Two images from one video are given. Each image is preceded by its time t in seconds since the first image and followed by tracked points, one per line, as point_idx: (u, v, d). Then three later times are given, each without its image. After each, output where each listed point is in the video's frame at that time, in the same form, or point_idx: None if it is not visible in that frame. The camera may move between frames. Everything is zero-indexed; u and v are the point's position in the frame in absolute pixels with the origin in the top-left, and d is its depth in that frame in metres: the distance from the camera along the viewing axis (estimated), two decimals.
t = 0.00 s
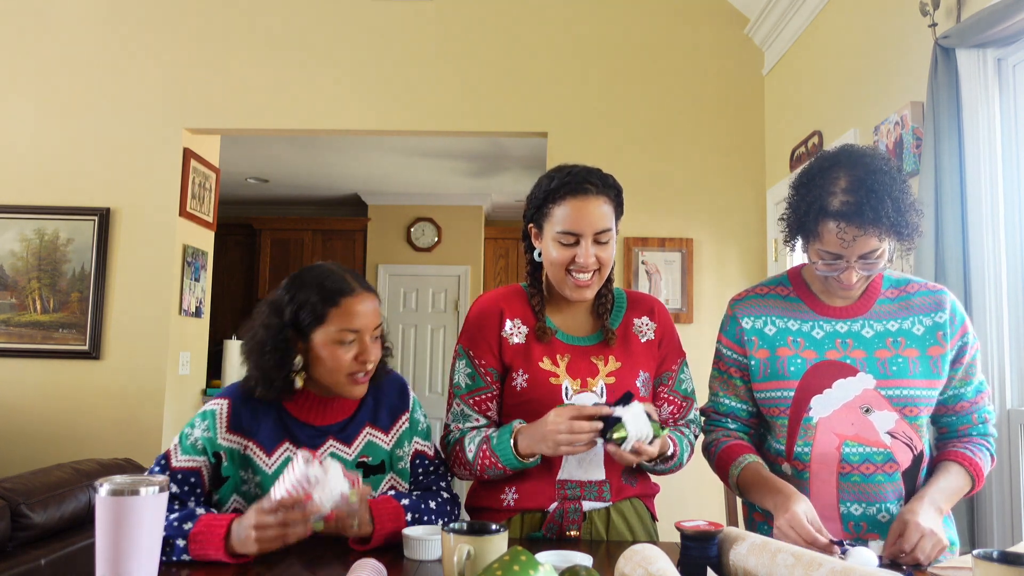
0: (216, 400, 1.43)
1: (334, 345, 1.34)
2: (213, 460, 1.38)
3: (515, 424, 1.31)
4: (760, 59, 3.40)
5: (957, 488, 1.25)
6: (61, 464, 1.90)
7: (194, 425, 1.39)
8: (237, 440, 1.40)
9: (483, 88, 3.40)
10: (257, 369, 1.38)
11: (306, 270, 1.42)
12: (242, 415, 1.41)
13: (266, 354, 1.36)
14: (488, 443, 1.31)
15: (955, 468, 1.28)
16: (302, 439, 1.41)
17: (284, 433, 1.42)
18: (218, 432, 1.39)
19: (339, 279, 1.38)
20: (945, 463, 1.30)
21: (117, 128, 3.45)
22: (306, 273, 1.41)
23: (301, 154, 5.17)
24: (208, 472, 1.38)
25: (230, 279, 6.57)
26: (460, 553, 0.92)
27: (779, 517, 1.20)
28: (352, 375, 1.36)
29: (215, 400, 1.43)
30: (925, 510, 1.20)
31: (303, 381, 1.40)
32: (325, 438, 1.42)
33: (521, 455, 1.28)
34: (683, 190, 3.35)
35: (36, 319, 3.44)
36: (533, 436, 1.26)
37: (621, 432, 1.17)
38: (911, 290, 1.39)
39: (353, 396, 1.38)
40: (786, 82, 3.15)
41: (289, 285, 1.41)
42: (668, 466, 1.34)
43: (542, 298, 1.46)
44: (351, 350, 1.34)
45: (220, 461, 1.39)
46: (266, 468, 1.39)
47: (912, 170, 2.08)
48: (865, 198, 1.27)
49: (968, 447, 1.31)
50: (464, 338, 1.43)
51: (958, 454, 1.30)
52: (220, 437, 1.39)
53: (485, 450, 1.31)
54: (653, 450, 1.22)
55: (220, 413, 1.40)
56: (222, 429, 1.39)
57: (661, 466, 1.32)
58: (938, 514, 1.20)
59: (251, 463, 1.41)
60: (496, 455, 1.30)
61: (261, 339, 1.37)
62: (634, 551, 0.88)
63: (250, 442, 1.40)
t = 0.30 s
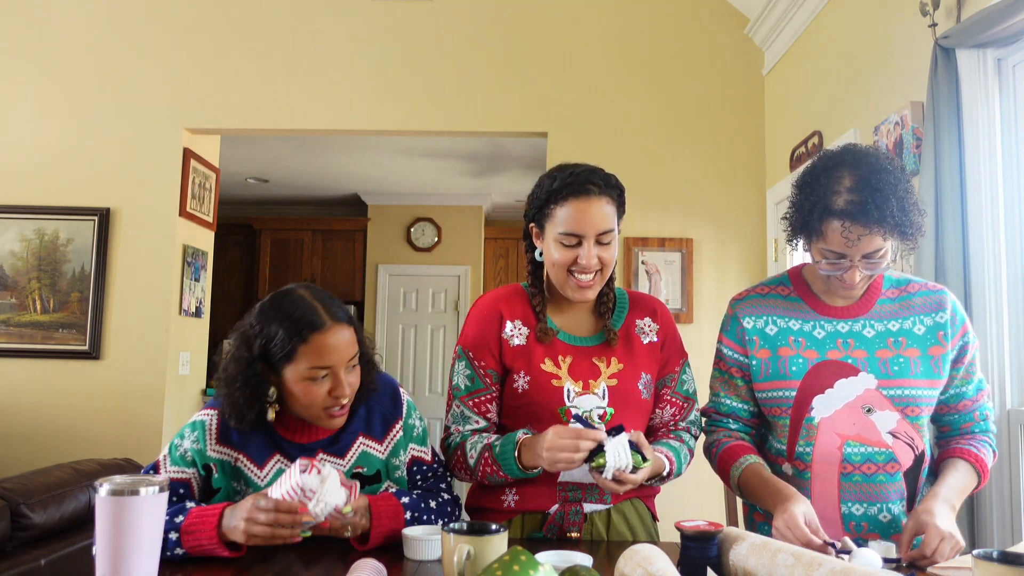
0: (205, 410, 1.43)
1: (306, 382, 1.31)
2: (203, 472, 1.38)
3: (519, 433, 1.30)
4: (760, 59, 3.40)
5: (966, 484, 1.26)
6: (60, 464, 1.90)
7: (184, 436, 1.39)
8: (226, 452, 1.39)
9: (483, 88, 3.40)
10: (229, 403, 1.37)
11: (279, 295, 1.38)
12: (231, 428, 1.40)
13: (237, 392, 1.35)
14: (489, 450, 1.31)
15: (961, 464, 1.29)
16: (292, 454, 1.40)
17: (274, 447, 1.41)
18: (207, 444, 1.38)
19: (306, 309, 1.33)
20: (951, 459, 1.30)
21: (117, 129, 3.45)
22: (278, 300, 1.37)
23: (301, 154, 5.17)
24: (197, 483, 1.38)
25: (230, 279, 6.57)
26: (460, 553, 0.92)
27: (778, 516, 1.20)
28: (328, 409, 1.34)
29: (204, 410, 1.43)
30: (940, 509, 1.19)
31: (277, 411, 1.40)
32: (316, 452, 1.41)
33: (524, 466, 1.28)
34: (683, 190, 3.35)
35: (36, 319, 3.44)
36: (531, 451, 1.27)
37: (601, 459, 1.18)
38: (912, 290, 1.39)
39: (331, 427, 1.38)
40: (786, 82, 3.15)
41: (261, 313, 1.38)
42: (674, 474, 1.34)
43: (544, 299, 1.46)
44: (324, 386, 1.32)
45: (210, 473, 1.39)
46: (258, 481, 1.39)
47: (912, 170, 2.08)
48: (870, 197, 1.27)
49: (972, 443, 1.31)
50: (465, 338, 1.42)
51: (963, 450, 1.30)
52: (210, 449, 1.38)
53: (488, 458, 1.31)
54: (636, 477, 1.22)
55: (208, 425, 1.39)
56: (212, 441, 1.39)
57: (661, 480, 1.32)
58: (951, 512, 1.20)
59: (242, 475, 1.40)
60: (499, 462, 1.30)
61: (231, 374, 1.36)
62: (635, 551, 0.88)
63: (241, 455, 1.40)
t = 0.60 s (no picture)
0: (206, 407, 1.43)
1: (306, 378, 1.32)
2: (204, 470, 1.38)
3: (516, 434, 1.30)
4: (761, 59, 3.40)
5: (966, 476, 1.25)
6: (60, 464, 1.91)
7: (185, 434, 1.39)
8: (227, 449, 1.39)
9: (483, 88, 3.40)
10: (230, 399, 1.38)
11: (278, 293, 1.39)
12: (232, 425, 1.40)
13: (237, 389, 1.36)
14: (488, 451, 1.31)
15: (961, 458, 1.28)
16: (293, 451, 1.40)
17: (275, 445, 1.41)
18: (208, 441, 1.39)
19: (305, 305, 1.34)
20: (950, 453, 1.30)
21: (117, 129, 3.45)
22: (277, 297, 1.38)
23: (301, 154, 5.17)
24: (198, 481, 1.38)
25: (230, 279, 6.57)
26: (460, 554, 0.92)
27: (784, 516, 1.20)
28: (328, 405, 1.34)
29: (205, 407, 1.43)
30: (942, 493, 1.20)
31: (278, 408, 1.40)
32: (316, 451, 1.41)
33: (524, 465, 1.28)
34: (683, 190, 3.35)
35: (36, 319, 3.44)
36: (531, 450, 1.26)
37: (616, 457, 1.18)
38: (912, 291, 1.39)
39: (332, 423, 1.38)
40: (786, 82, 3.15)
41: (260, 310, 1.39)
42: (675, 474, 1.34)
43: (544, 299, 1.46)
44: (323, 381, 1.32)
45: (211, 471, 1.39)
46: (259, 479, 1.39)
47: (912, 170, 2.08)
48: (871, 198, 1.27)
49: (972, 439, 1.31)
50: (465, 338, 1.42)
51: (964, 444, 1.30)
52: (211, 447, 1.38)
53: (486, 458, 1.31)
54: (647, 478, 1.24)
55: (210, 422, 1.40)
56: (213, 439, 1.39)
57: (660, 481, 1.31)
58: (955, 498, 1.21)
59: (243, 473, 1.40)
60: (497, 462, 1.30)
61: (232, 371, 1.37)
62: (634, 551, 0.88)
63: (242, 452, 1.39)
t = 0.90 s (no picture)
0: (207, 404, 1.42)
1: (309, 357, 1.33)
2: (206, 465, 1.37)
3: (517, 429, 1.31)
4: (761, 59, 3.40)
5: (954, 493, 1.24)
6: (60, 464, 1.91)
7: (187, 430, 1.38)
8: (229, 444, 1.39)
9: (483, 89, 3.40)
10: (234, 383, 1.38)
11: (280, 279, 1.40)
12: (234, 420, 1.40)
13: (241, 370, 1.36)
14: (490, 447, 1.32)
15: (953, 472, 1.26)
16: (294, 445, 1.40)
17: (276, 439, 1.41)
18: (209, 437, 1.38)
19: (307, 287, 1.35)
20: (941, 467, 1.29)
21: (117, 129, 3.45)
22: (279, 282, 1.39)
23: (301, 154, 5.17)
24: (200, 477, 1.37)
25: (230, 279, 6.57)
26: (460, 553, 0.92)
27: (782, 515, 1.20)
28: (331, 385, 1.34)
29: (206, 404, 1.42)
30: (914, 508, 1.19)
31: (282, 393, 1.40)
32: (318, 445, 1.41)
33: (525, 458, 1.29)
34: (683, 190, 3.35)
35: (36, 319, 3.44)
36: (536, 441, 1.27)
37: (632, 433, 1.18)
38: (912, 292, 1.39)
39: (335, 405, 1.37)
40: (786, 82, 3.15)
41: (262, 295, 1.40)
42: (676, 473, 1.34)
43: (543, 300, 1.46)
44: (326, 361, 1.33)
45: (212, 466, 1.38)
46: (260, 474, 1.39)
47: (912, 170, 2.08)
48: (869, 202, 1.26)
49: (966, 452, 1.29)
50: (464, 338, 1.43)
51: (955, 458, 1.28)
52: (213, 442, 1.38)
53: (488, 455, 1.31)
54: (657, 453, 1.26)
55: (211, 417, 1.39)
56: (215, 434, 1.38)
57: (661, 478, 1.31)
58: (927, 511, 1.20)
59: (244, 468, 1.40)
60: (501, 459, 1.30)
61: (236, 355, 1.37)
62: (634, 551, 0.88)
63: (243, 447, 1.39)
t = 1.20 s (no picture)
0: (213, 397, 1.42)
1: (318, 326, 1.37)
2: (211, 456, 1.37)
3: (511, 437, 1.30)
4: (761, 59, 3.40)
5: (959, 494, 1.24)
6: (60, 464, 1.91)
7: (191, 423, 1.37)
8: (234, 435, 1.38)
9: (483, 88, 3.40)
10: (244, 360, 1.40)
11: (286, 263, 1.47)
12: (238, 411, 1.40)
13: (252, 344, 1.40)
14: (484, 453, 1.32)
15: (959, 474, 1.27)
16: (298, 434, 1.40)
17: (279, 429, 1.40)
18: (215, 428, 1.37)
19: (313, 264, 1.43)
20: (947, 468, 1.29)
21: (117, 129, 3.45)
22: (285, 265, 1.46)
23: (302, 154, 5.17)
24: (206, 468, 1.36)
25: (230, 279, 6.56)
26: (460, 554, 0.92)
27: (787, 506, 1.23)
28: (339, 353, 1.38)
29: (212, 397, 1.42)
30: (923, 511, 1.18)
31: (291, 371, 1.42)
32: (320, 434, 1.41)
33: (518, 469, 1.29)
34: (682, 190, 3.35)
35: (36, 319, 3.44)
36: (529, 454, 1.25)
37: (618, 445, 1.15)
38: (912, 291, 1.38)
39: (344, 376, 1.41)
40: (786, 82, 3.15)
41: (269, 278, 1.46)
42: (677, 478, 1.34)
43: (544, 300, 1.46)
44: (335, 330, 1.38)
45: (218, 456, 1.37)
46: (263, 462, 1.38)
47: (912, 170, 2.08)
48: (847, 215, 1.25)
49: (972, 452, 1.30)
50: (462, 338, 1.43)
51: (962, 459, 1.28)
52: (218, 433, 1.37)
53: (482, 461, 1.31)
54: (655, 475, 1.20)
55: (216, 410, 1.39)
56: (220, 425, 1.38)
57: (664, 484, 1.30)
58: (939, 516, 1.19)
59: (248, 459, 1.39)
60: (494, 466, 1.30)
61: (246, 332, 1.41)
62: (634, 551, 0.88)
63: (247, 437, 1.39)
